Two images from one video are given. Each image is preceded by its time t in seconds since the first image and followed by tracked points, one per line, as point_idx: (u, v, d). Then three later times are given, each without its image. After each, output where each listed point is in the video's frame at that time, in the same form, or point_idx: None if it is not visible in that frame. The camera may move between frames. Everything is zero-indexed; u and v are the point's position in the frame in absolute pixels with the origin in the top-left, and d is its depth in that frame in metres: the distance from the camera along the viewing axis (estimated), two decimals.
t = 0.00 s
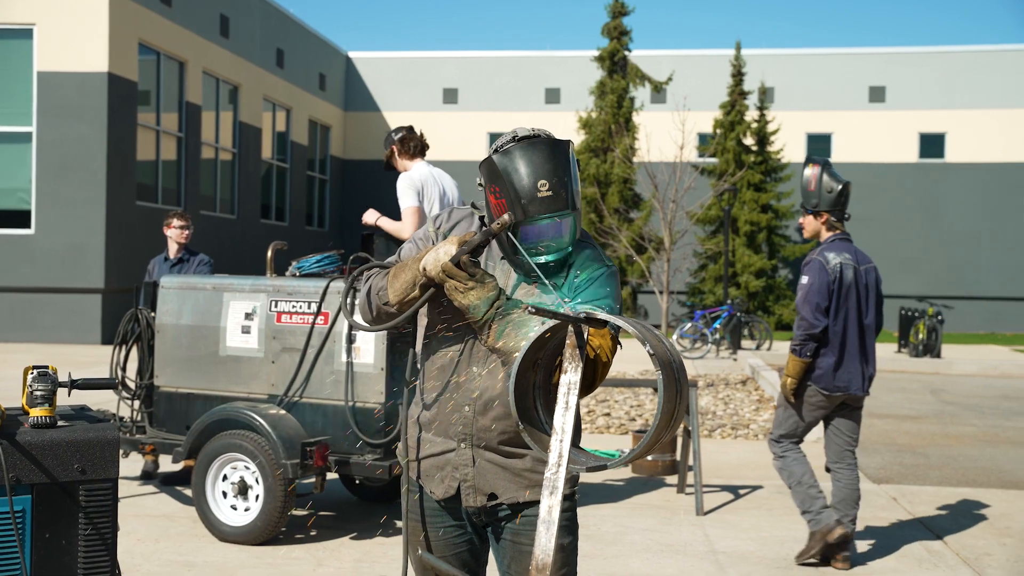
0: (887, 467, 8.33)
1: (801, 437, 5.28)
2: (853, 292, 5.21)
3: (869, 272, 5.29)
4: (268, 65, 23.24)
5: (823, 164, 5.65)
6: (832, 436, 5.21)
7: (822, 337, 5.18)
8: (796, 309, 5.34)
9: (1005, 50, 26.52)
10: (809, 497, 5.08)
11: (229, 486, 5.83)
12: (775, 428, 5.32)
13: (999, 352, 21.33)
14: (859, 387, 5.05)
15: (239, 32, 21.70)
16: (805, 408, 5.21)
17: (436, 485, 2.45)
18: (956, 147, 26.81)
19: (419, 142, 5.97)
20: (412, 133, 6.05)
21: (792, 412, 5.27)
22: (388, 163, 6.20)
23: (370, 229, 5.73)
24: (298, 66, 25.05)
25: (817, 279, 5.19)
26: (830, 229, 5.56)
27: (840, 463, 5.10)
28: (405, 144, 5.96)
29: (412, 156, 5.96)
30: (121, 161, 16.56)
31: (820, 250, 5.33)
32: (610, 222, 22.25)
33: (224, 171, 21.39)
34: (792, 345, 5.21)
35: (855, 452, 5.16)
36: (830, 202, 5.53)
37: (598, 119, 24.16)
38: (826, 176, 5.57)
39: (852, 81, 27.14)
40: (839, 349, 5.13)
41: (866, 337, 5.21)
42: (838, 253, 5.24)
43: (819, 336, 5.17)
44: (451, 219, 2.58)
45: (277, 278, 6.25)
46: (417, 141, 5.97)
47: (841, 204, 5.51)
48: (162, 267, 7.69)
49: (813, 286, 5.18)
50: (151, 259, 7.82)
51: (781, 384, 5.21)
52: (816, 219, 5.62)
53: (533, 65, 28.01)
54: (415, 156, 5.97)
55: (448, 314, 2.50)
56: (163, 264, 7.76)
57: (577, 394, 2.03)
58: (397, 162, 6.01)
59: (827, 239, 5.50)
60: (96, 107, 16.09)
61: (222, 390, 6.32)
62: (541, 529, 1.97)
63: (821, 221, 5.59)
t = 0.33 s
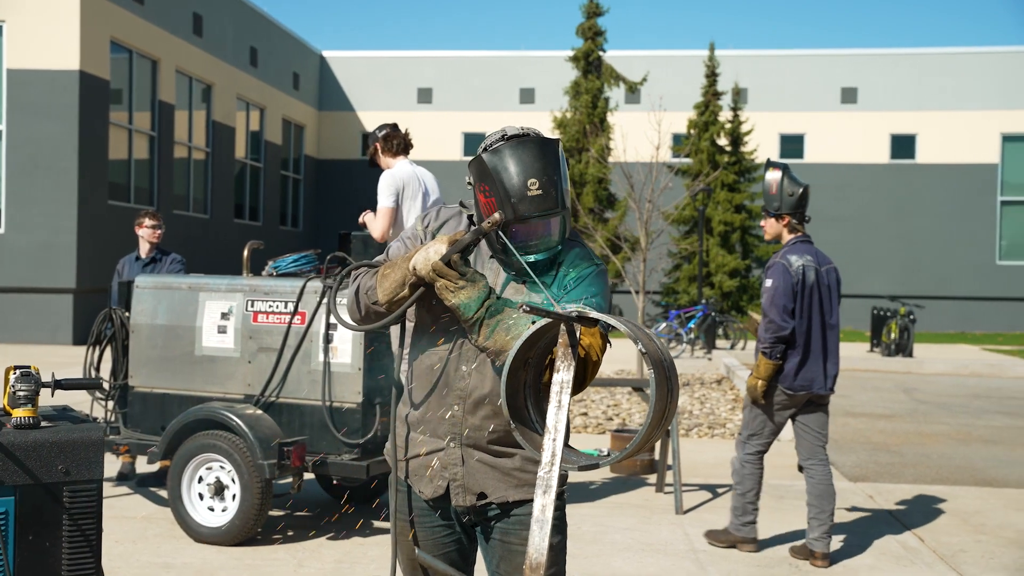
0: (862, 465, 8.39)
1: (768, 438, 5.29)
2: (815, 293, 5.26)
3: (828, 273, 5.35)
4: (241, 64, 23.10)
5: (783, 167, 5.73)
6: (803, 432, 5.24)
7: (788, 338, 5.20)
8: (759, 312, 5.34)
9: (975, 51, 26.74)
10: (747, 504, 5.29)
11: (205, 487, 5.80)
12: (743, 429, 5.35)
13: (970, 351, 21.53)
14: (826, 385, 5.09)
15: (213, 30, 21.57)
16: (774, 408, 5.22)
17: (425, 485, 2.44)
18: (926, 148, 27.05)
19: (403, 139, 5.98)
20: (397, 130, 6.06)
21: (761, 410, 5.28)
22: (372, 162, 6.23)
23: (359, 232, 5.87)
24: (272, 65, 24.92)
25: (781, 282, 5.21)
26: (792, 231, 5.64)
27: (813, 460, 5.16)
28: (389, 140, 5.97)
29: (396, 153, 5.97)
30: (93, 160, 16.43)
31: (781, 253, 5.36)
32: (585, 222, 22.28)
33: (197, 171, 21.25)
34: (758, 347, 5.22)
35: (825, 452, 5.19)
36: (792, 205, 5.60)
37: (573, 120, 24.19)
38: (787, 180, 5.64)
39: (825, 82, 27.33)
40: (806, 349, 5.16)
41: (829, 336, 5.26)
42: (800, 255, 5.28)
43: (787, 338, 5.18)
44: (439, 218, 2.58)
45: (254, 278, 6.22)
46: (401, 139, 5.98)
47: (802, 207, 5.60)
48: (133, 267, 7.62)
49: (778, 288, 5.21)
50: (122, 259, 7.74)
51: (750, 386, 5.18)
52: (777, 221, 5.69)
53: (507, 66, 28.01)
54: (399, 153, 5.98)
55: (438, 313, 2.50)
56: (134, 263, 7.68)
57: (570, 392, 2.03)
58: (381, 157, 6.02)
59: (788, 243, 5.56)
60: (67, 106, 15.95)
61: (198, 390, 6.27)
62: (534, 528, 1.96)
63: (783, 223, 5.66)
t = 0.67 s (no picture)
0: (836, 462, 8.44)
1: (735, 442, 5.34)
2: (774, 298, 5.32)
3: (786, 277, 5.41)
4: (213, 61, 22.93)
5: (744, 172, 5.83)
6: (766, 431, 5.33)
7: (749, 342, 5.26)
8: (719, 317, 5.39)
9: (945, 53, 26.99)
10: (708, 500, 5.38)
11: (180, 486, 5.76)
12: (710, 435, 5.38)
13: (939, 349, 21.75)
14: (784, 387, 5.17)
15: (184, 26, 21.40)
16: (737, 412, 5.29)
17: (412, 481, 2.44)
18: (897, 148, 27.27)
19: (386, 135, 5.98)
20: (380, 126, 6.05)
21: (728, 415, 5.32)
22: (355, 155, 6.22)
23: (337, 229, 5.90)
24: (244, 61, 24.77)
25: (740, 287, 5.26)
26: (752, 235, 5.73)
27: (778, 455, 5.25)
28: (372, 136, 5.97)
29: (379, 148, 5.97)
30: (62, 156, 16.27)
31: (741, 259, 5.41)
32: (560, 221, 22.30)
33: (169, 168, 21.09)
34: (719, 350, 5.27)
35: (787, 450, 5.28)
36: (751, 209, 5.69)
37: (546, 118, 24.20)
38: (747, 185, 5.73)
39: (797, 82, 27.48)
40: (765, 353, 5.23)
41: (788, 339, 5.32)
42: (760, 261, 5.33)
43: (746, 341, 5.24)
44: (426, 214, 2.57)
45: (228, 275, 6.19)
46: (384, 135, 5.98)
47: (761, 212, 5.68)
48: (102, 265, 7.52)
49: (738, 293, 5.26)
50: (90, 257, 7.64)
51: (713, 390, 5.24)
52: (737, 225, 5.78)
53: (481, 64, 28.01)
54: (382, 149, 5.98)
55: (426, 309, 2.50)
56: (102, 261, 7.59)
57: (561, 388, 2.03)
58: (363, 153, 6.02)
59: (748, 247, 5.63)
60: (36, 102, 15.79)
61: (173, 388, 6.23)
62: (527, 524, 1.99)
63: (743, 227, 5.75)
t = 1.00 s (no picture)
0: (815, 459, 8.48)
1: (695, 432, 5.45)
2: (732, 295, 5.45)
3: (742, 274, 5.54)
4: (187, 58, 22.79)
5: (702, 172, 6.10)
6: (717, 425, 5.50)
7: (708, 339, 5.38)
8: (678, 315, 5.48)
9: (917, 53, 27.22)
10: (678, 494, 5.42)
11: (157, 486, 5.72)
12: (670, 428, 5.48)
13: (912, 347, 21.94)
14: (740, 382, 5.32)
15: (157, 23, 21.26)
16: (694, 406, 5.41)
17: (405, 479, 2.44)
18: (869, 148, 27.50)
19: (372, 132, 6.00)
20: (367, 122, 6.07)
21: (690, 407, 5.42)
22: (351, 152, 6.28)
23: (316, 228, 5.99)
24: (218, 59, 24.63)
25: (701, 285, 5.37)
26: (710, 232, 5.99)
27: (731, 447, 5.43)
28: (358, 132, 6.00)
29: (364, 144, 5.99)
30: (33, 154, 16.11)
31: (700, 257, 5.52)
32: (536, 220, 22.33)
33: (142, 166, 20.95)
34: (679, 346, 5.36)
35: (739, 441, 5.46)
36: (709, 207, 5.95)
37: (522, 117, 24.21)
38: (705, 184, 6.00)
39: (771, 82, 27.64)
40: (724, 349, 5.37)
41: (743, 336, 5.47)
42: (719, 259, 5.46)
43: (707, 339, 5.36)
44: (417, 211, 2.55)
45: (206, 273, 6.15)
46: (370, 131, 5.99)
47: (719, 209, 5.95)
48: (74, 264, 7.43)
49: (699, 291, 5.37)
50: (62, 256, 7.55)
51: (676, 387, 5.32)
52: (696, 223, 6.03)
53: (457, 62, 28.02)
54: (368, 144, 5.99)
55: (418, 305, 2.49)
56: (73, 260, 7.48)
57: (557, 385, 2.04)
58: (349, 150, 6.05)
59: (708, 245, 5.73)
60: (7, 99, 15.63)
61: (149, 387, 6.18)
62: (525, 521, 1.99)
63: (701, 225, 6.01)
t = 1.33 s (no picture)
0: (797, 458, 8.52)
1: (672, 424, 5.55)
2: (697, 292, 5.63)
3: (706, 272, 5.73)
4: (163, 56, 22.63)
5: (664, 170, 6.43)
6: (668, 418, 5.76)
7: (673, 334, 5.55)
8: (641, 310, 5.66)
9: (892, 54, 27.41)
10: (661, 494, 5.43)
11: (139, 487, 5.68)
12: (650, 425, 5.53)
13: (888, 347, 22.11)
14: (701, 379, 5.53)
15: (133, 22, 21.12)
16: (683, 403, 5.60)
17: (401, 479, 2.45)
18: (845, 148, 27.67)
19: (363, 132, 6.00)
20: (362, 123, 6.08)
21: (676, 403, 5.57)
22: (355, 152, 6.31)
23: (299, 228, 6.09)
24: (194, 56, 24.45)
25: (665, 281, 5.55)
26: (675, 229, 6.32)
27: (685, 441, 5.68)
28: (350, 133, 6.04)
29: (355, 145, 6.01)
30: (6, 153, 15.96)
31: (664, 255, 5.70)
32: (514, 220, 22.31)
33: (118, 165, 20.81)
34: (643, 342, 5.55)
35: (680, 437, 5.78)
36: (673, 205, 6.29)
37: (500, 116, 24.14)
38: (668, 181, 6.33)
39: (747, 82, 27.74)
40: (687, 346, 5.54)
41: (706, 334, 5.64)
42: (684, 257, 5.64)
43: (669, 335, 5.54)
44: (414, 209, 2.55)
45: (188, 272, 6.12)
46: (361, 131, 6.00)
47: (682, 206, 6.30)
48: (52, 262, 7.32)
49: (663, 288, 5.54)
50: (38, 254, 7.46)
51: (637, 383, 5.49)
52: (661, 221, 6.36)
53: (434, 61, 28.00)
54: (359, 145, 6.01)
55: (415, 304, 2.49)
56: (53, 257, 7.40)
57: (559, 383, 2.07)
58: (344, 151, 6.09)
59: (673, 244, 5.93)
60: None
61: (130, 387, 6.13)
62: (528, 520, 2.00)
63: (666, 222, 6.33)
